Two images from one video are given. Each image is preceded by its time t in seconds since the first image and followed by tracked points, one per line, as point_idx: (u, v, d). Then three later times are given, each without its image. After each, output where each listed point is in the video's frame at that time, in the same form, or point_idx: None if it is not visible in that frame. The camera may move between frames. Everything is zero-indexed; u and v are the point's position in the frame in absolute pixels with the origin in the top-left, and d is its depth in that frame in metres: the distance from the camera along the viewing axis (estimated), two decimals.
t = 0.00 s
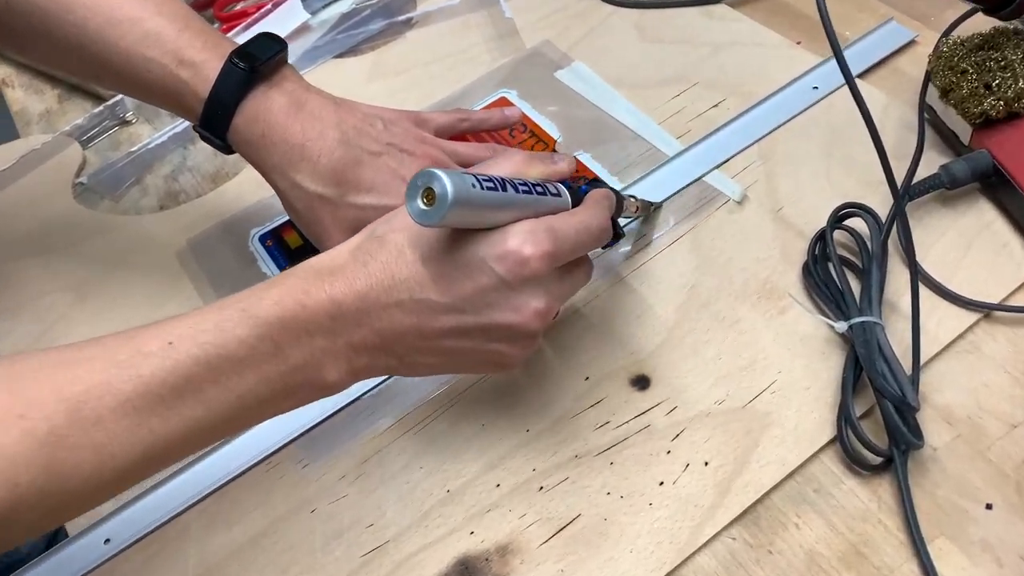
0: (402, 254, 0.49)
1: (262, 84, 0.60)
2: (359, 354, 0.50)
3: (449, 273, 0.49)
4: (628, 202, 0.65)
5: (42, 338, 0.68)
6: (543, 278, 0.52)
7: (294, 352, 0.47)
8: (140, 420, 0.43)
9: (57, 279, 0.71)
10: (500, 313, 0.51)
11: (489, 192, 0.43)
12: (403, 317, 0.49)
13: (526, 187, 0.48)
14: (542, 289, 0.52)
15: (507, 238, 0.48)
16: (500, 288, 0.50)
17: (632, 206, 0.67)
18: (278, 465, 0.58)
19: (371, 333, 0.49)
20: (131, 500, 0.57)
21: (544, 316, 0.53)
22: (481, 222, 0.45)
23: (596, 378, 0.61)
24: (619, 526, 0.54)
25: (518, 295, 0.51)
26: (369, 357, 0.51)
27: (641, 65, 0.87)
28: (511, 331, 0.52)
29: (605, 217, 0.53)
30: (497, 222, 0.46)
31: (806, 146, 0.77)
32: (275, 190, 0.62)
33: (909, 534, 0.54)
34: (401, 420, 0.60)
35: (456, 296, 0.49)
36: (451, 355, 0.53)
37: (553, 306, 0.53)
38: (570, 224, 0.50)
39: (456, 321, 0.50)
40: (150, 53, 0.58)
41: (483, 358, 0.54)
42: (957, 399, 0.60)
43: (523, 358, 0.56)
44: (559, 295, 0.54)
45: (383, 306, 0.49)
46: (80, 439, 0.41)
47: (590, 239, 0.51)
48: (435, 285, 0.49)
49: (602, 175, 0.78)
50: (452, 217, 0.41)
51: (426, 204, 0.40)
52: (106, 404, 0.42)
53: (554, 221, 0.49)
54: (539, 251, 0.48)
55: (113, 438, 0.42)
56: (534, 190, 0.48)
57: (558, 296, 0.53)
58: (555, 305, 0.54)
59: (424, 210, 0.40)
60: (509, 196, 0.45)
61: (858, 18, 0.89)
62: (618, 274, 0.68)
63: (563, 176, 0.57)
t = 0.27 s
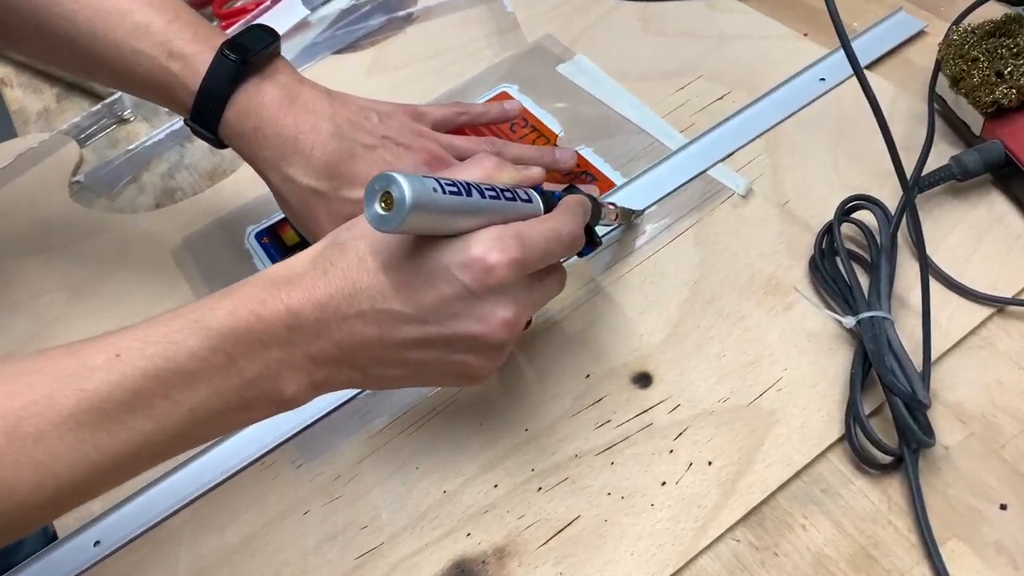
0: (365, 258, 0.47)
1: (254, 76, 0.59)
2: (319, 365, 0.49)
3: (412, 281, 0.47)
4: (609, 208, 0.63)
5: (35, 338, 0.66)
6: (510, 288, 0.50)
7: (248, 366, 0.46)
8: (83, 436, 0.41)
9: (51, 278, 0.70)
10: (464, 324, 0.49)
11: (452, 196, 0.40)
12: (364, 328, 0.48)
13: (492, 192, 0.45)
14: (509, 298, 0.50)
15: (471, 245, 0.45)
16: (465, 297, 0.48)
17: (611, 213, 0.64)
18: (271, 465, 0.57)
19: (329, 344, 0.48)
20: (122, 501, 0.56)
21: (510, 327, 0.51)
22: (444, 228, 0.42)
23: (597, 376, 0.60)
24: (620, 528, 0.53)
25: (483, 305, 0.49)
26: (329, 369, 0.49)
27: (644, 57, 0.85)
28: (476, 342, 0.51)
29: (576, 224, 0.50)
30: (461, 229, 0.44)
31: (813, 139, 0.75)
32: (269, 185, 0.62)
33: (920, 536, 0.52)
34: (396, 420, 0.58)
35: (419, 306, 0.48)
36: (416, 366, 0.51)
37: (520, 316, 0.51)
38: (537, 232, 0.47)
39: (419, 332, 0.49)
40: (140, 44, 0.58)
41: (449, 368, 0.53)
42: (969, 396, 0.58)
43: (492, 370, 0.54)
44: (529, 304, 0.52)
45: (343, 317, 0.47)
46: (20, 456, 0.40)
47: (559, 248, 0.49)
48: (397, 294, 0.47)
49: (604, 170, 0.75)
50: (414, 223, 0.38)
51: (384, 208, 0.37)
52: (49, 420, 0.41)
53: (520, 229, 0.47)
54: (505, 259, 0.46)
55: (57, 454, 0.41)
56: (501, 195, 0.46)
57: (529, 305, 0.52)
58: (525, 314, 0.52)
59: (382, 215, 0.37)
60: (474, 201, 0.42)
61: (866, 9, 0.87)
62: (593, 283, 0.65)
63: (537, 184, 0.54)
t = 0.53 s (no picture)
0: (318, 270, 0.45)
1: (245, 70, 0.59)
2: (270, 385, 0.47)
3: (366, 296, 0.44)
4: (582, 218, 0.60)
5: (27, 339, 0.66)
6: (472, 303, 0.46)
7: (193, 386, 0.45)
8: (16, 459, 0.41)
9: (43, 279, 0.69)
10: (422, 342, 0.46)
11: (409, 209, 0.38)
12: (317, 345, 0.46)
13: (453, 204, 0.42)
14: (469, 315, 0.47)
15: (427, 260, 0.42)
16: (423, 314, 0.45)
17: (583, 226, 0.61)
18: (265, 467, 0.56)
19: (280, 362, 0.46)
20: (112, 505, 0.55)
21: (470, 345, 0.47)
22: (401, 242, 0.39)
23: (597, 374, 0.58)
24: (621, 530, 0.52)
25: (441, 322, 0.46)
26: (282, 388, 0.47)
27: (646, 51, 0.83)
28: (434, 361, 0.48)
29: (542, 237, 0.47)
30: (420, 244, 0.41)
31: (818, 132, 0.73)
32: (261, 181, 0.61)
33: (931, 537, 0.50)
34: (392, 420, 0.57)
35: (373, 323, 0.45)
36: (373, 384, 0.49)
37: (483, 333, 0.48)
38: (498, 246, 0.44)
39: (374, 350, 0.46)
40: (128, 38, 0.58)
41: (407, 387, 0.50)
42: (980, 393, 0.57)
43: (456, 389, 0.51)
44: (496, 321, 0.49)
45: (294, 333, 0.45)
46: None
47: (523, 263, 0.46)
48: (350, 310, 0.45)
49: (603, 164, 0.73)
50: (366, 237, 0.36)
51: (334, 221, 0.35)
52: None
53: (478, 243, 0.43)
54: (462, 276, 0.43)
55: None
56: (462, 208, 0.43)
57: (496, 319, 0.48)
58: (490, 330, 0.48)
59: (331, 228, 0.35)
60: (434, 214, 0.40)
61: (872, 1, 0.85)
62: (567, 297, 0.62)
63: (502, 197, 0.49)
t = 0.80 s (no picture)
0: (270, 284, 0.43)
1: (240, 61, 0.58)
2: (221, 406, 0.45)
3: (319, 313, 0.42)
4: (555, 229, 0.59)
5: (22, 339, 0.65)
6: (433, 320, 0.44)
7: (138, 407, 0.43)
8: None
9: (39, 278, 0.68)
10: (378, 361, 0.44)
11: (362, 221, 0.36)
12: (268, 364, 0.44)
13: (413, 216, 0.40)
14: (429, 332, 0.44)
15: (383, 275, 0.40)
16: (379, 332, 0.42)
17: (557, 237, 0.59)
18: (262, 468, 0.54)
19: (231, 382, 0.44)
20: (105, 508, 0.53)
21: (429, 364, 0.44)
22: (358, 256, 0.38)
23: (602, 370, 0.56)
24: (627, 529, 0.50)
25: (397, 340, 0.43)
26: (233, 409, 0.45)
27: (650, 41, 0.81)
28: (391, 381, 0.45)
29: (507, 250, 0.44)
30: (380, 258, 0.39)
31: (827, 122, 0.71)
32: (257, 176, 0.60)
33: (949, 535, 0.49)
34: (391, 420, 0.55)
35: (326, 341, 0.43)
36: (329, 405, 0.46)
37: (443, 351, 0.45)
38: (458, 259, 0.41)
39: (328, 369, 0.44)
40: (120, 30, 0.57)
41: (366, 409, 0.47)
42: (997, 386, 0.55)
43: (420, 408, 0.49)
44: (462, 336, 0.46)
45: (244, 351, 0.43)
46: None
47: (487, 277, 0.43)
48: (302, 329, 0.43)
49: (607, 157, 0.71)
50: (314, 252, 0.34)
51: (281, 235, 0.33)
52: None
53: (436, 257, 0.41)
54: (419, 293, 0.40)
55: None
56: (423, 219, 0.41)
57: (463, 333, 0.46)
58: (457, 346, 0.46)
59: (278, 241, 0.33)
60: (392, 227, 0.38)
61: None
62: (540, 311, 0.60)
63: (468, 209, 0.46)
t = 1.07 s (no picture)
0: (217, 300, 0.42)
1: (234, 50, 0.57)
2: (168, 422, 0.44)
3: (268, 330, 0.41)
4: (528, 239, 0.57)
5: (18, 336, 0.64)
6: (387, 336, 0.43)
7: (81, 425, 0.42)
8: None
9: (34, 275, 0.67)
10: (328, 379, 0.43)
11: (308, 233, 0.35)
12: (216, 381, 0.43)
13: (368, 227, 0.39)
14: (382, 349, 0.43)
15: (334, 289, 0.39)
16: (329, 348, 0.41)
17: (529, 247, 0.57)
18: (259, 465, 0.53)
19: (177, 400, 0.43)
20: (100, 505, 0.53)
21: (382, 383, 0.43)
22: (308, 268, 0.37)
23: (605, 363, 0.55)
24: (630, 525, 0.49)
25: (348, 357, 0.42)
26: (181, 427, 0.45)
27: (652, 30, 0.80)
28: (343, 399, 0.44)
29: (467, 262, 0.43)
30: (332, 271, 0.39)
31: (832, 111, 0.70)
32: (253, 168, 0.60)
33: (960, 529, 0.48)
34: (390, 415, 0.54)
35: (276, 357, 0.42)
36: (280, 424, 0.46)
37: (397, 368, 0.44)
38: (412, 272, 0.41)
39: (278, 387, 0.43)
40: (112, 19, 0.58)
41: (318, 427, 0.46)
42: (1009, 376, 0.54)
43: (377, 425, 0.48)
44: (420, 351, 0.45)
45: (191, 368, 0.43)
46: None
47: (444, 291, 0.42)
48: (250, 345, 0.42)
49: (610, 148, 0.70)
50: (258, 265, 0.34)
51: (222, 249, 0.33)
52: None
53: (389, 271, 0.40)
54: (370, 308, 0.39)
55: None
56: (379, 230, 0.40)
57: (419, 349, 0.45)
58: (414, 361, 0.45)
59: (220, 255, 0.33)
60: (343, 238, 0.37)
61: None
62: (511, 324, 0.58)
63: (431, 217, 0.45)
